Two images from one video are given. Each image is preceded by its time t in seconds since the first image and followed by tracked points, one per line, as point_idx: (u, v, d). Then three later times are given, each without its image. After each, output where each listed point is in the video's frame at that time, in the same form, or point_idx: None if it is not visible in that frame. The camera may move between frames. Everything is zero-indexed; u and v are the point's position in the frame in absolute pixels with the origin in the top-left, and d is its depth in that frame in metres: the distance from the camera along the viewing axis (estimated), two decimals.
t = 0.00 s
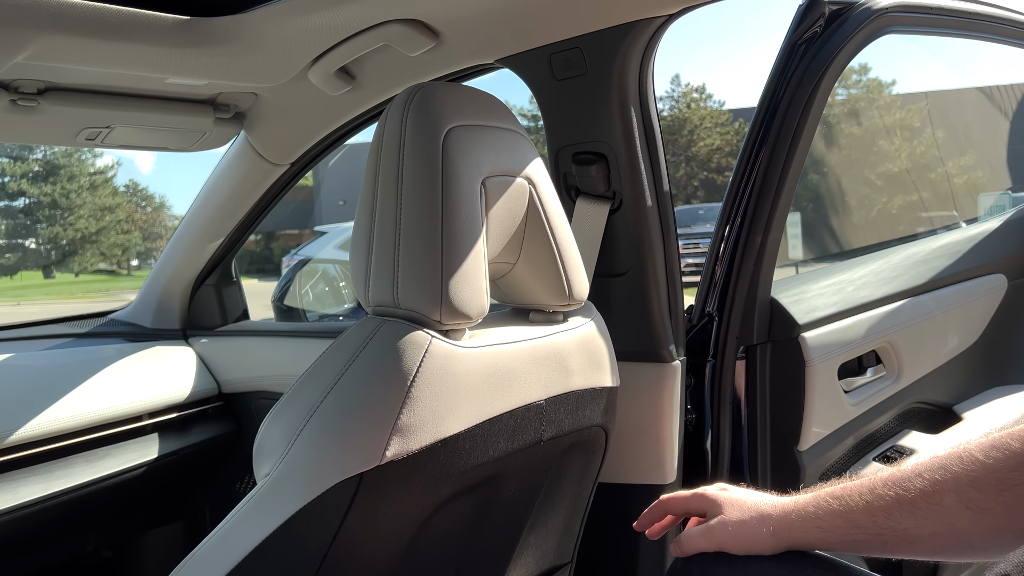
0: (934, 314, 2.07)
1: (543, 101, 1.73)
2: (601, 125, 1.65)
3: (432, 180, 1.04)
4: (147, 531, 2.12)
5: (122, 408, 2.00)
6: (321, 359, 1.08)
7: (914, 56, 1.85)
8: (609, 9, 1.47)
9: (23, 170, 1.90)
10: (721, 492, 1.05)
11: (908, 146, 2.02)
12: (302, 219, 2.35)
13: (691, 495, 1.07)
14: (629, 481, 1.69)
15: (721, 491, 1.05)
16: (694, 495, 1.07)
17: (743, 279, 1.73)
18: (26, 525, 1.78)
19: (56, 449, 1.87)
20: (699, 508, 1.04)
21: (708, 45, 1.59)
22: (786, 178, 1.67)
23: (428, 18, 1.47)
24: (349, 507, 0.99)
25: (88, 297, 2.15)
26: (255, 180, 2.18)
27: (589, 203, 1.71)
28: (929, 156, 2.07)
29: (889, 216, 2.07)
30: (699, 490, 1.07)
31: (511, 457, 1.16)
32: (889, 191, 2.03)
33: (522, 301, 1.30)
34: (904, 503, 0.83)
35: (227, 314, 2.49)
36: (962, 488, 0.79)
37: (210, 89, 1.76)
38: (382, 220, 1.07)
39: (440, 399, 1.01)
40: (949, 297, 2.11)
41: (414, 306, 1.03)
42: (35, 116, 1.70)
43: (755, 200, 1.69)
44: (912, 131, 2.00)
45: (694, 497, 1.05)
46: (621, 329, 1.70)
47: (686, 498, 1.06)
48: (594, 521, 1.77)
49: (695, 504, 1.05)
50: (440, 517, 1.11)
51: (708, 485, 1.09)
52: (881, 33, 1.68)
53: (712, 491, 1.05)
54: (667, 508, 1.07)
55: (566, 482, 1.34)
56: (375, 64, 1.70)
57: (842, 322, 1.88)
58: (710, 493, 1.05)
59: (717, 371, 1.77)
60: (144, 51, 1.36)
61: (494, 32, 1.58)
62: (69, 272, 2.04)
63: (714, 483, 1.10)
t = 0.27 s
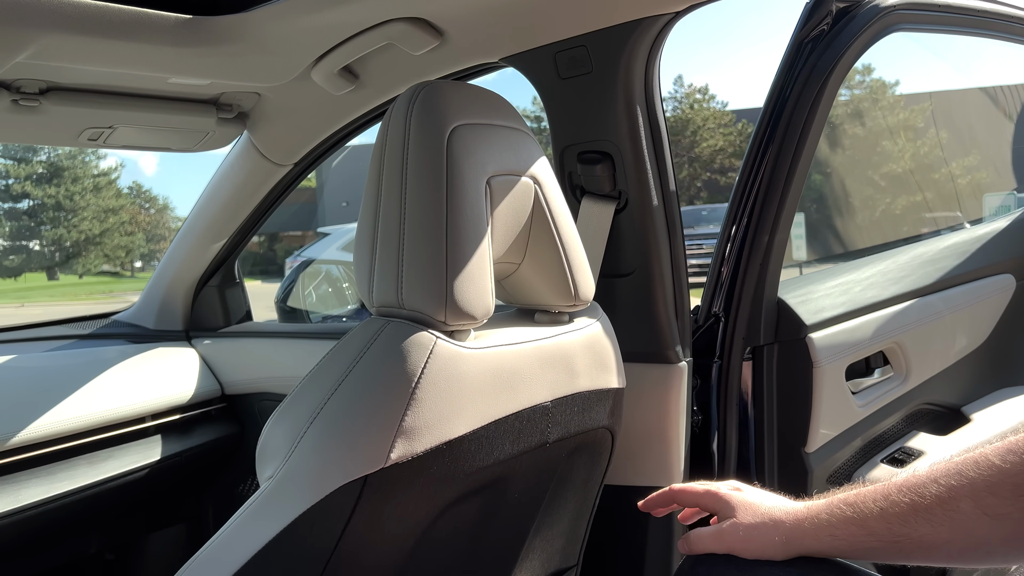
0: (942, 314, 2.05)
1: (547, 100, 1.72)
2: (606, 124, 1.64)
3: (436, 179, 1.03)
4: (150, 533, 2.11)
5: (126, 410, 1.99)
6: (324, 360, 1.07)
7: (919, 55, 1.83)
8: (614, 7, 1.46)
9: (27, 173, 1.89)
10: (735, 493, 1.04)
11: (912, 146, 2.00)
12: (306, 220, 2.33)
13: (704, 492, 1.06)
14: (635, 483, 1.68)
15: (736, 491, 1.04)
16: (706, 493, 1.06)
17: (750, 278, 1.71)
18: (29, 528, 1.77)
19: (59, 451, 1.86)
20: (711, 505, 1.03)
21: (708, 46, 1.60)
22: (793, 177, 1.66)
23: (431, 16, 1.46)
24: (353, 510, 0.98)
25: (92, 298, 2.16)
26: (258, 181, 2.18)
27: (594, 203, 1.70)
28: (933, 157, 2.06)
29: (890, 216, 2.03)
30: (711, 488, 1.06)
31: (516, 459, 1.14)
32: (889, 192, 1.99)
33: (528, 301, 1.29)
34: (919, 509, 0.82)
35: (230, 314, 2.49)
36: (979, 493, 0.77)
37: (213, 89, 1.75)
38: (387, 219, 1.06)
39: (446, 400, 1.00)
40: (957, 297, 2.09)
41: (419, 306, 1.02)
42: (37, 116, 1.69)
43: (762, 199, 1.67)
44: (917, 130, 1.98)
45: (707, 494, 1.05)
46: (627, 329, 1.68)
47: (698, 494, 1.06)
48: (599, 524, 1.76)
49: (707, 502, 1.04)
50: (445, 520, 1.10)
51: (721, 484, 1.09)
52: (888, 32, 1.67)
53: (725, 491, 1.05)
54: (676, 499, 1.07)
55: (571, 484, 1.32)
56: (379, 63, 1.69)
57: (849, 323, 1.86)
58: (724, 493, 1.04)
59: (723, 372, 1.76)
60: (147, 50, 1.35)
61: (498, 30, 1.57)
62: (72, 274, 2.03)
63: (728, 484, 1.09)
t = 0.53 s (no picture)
0: (950, 314, 2.04)
1: (553, 100, 1.72)
2: (612, 123, 1.63)
3: (442, 179, 1.02)
4: (154, 534, 2.10)
5: (130, 411, 1.99)
6: (329, 362, 1.06)
7: (924, 54, 1.81)
8: (619, 5, 1.46)
9: (32, 174, 1.88)
10: (740, 495, 1.03)
11: (916, 147, 1.98)
12: (310, 221, 2.34)
13: (708, 496, 1.06)
14: (641, 485, 1.67)
15: (740, 493, 1.04)
16: (712, 495, 1.05)
17: (756, 278, 1.71)
18: (33, 529, 1.77)
19: (63, 452, 1.86)
20: (717, 508, 1.03)
21: (709, 46, 1.58)
22: (799, 177, 1.65)
23: (435, 15, 1.45)
24: (358, 512, 0.97)
25: (96, 300, 2.18)
26: (262, 181, 2.17)
27: (599, 203, 1.69)
28: (937, 157, 2.04)
29: (895, 216, 2.01)
30: (717, 490, 1.06)
31: (522, 460, 1.13)
32: (894, 192, 1.97)
33: (534, 302, 1.28)
34: (928, 511, 0.80)
35: (234, 316, 2.48)
36: (988, 494, 0.76)
37: (217, 89, 1.75)
38: (392, 219, 1.05)
39: (451, 401, 0.99)
40: (963, 297, 2.08)
41: (424, 307, 1.01)
42: (40, 117, 1.69)
43: (768, 200, 1.66)
44: (921, 130, 1.97)
45: (711, 499, 1.04)
46: (633, 330, 1.67)
47: (703, 498, 1.06)
48: (605, 525, 1.75)
49: (713, 504, 1.04)
50: (450, 522, 1.09)
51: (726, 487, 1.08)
52: (894, 31, 1.65)
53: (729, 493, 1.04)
54: (682, 508, 1.07)
55: (578, 486, 1.32)
56: (383, 62, 1.68)
57: (856, 323, 1.85)
58: (728, 495, 1.04)
59: (729, 373, 1.75)
60: (150, 50, 1.35)
61: (502, 29, 1.56)
62: (77, 275, 2.06)
63: (733, 486, 1.08)
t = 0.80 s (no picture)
0: (956, 314, 2.02)
1: (556, 98, 1.71)
2: (615, 121, 1.62)
3: (443, 176, 1.02)
4: (156, 534, 2.10)
5: (132, 411, 1.99)
6: (330, 360, 1.05)
7: (928, 53, 1.80)
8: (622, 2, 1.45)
9: (36, 175, 1.88)
10: (746, 496, 1.02)
11: (921, 146, 1.97)
12: (313, 222, 2.33)
13: (714, 497, 1.05)
14: (644, 485, 1.66)
15: (746, 493, 1.03)
16: (718, 497, 1.04)
17: (761, 277, 1.69)
18: (35, 529, 1.76)
19: (66, 452, 1.86)
20: (724, 510, 1.02)
21: (718, 48, 1.59)
22: (804, 175, 1.63)
23: (437, 12, 1.45)
24: (359, 512, 0.96)
25: (99, 300, 2.18)
26: (264, 180, 2.17)
27: (603, 201, 1.68)
28: (941, 157, 2.02)
29: (902, 218, 2.02)
30: (723, 492, 1.05)
31: (524, 460, 1.12)
32: (901, 192, 1.97)
33: (536, 300, 1.27)
34: (937, 512, 0.79)
35: (237, 316, 2.47)
36: (999, 495, 0.75)
37: (218, 87, 1.74)
38: (393, 216, 1.04)
39: (453, 400, 0.99)
40: (970, 297, 2.06)
41: (425, 305, 1.00)
42: (42, 116, 1.69)
43: (773, 198, 1.65)
44: (926, 129, 1.95)
45: (717, 500, 1.04)
46: (636, 329, 1.66)
47: (710, 501, 1.05)
48: (609, 526, 1.73)
49: (719, 505, 1.03)
50: (453, 522, 1.08)
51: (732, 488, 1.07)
52: (899, 27, 1.62)
53: (736, 493, 1.03)
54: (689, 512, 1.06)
55: (581, 486, 1.31)
56: (385, 60, 1.67)
57: (861, 322, 1.84)
58: (734, 496, 1.03)
59: (733, 373, 1.74)
60: (151, 48, 1.34)
61: (505, 26, 1.55)
62: (81, 276, 2.05)
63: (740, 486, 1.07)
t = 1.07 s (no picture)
0: (962, 313, 2.01)
1: (561, 97, 1.70)
2: (620, 119, 1.61)
3: (448, 174, 1.01)
4: (160, 534, 2.10)
5: (136, 411, 1.98)
6: (334, 360, 1.05)
7: (932, 51, 1.78)
8: None
9: (41, 175, 1.88)
10: (752, 496, 1.01)
11: (924, 146, 1.93)
12: (317, 222, 2.32)
13: (720, 498, 1.04)
14: (649, 485, 1.65)
15: (752, 494, 1.02)
16: (724, 497, 1.04)
17: (767, 277, 1.69)
18: (38, 529, 1.76)
19: (69, 452, 1.86)
20: (730, 510, 1.01)
21: (719, 50, 1.58)
22: (810, 173, 1.62)
23: (441, 10, 1.44)
24: (363, 512, 0.96)
25: (104, 300, 2.18)
26: (268, 180, 2.16)
27: (608, 200, 1.67)
28: (946, 156, 2.00)
29: (905, 216, 1.97)
30: (729, 492, 1.04)
31: (529, 460, 1.12)
32: (902, 191, 1.93)
33: (541, 300, 1.27)
34: (945, 512, 0.78)
35: (240, 315, 2.48)
36: (1008, 495, 0.74)
37: (222, 86, 1.74)
38: (398, 215, 1.04)
39: (458, 400, 0.98)
40: (976, 296, 2.05)
41: (430, 304, 1.00)
42: (45, 115, 1.69)
43: (778, 197, 1.64)
44: (929, 130, 1.92)
45: (722, 501, 1.03)
46: (641, 328, 1.66)
47: (715, 501, 1.04)
48: (613, 526, 1.72)
49: (725, 506, 1.02)
50: (458, 521, 1.08)
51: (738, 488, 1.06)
52: (906, 24, 1.63)
53: (741, 493, 1.03)
54: (695, 514, 1.05)
55: (586, 486, 1.30)
56: (389, 59, 1.67)
57: (867, 322, 1.83)
58: (740, 496, 1.02)
59: (739, 373, 1.74)
60: (155, 46, 1.34)
61: (509, 23, 1.54)
62: (86, 275, 2.05)
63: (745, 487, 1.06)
